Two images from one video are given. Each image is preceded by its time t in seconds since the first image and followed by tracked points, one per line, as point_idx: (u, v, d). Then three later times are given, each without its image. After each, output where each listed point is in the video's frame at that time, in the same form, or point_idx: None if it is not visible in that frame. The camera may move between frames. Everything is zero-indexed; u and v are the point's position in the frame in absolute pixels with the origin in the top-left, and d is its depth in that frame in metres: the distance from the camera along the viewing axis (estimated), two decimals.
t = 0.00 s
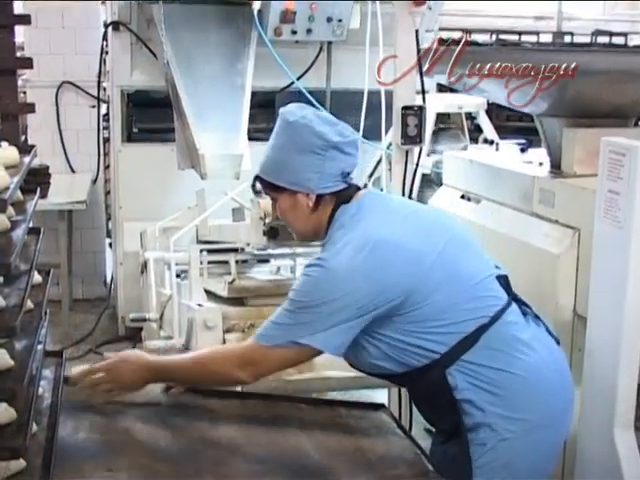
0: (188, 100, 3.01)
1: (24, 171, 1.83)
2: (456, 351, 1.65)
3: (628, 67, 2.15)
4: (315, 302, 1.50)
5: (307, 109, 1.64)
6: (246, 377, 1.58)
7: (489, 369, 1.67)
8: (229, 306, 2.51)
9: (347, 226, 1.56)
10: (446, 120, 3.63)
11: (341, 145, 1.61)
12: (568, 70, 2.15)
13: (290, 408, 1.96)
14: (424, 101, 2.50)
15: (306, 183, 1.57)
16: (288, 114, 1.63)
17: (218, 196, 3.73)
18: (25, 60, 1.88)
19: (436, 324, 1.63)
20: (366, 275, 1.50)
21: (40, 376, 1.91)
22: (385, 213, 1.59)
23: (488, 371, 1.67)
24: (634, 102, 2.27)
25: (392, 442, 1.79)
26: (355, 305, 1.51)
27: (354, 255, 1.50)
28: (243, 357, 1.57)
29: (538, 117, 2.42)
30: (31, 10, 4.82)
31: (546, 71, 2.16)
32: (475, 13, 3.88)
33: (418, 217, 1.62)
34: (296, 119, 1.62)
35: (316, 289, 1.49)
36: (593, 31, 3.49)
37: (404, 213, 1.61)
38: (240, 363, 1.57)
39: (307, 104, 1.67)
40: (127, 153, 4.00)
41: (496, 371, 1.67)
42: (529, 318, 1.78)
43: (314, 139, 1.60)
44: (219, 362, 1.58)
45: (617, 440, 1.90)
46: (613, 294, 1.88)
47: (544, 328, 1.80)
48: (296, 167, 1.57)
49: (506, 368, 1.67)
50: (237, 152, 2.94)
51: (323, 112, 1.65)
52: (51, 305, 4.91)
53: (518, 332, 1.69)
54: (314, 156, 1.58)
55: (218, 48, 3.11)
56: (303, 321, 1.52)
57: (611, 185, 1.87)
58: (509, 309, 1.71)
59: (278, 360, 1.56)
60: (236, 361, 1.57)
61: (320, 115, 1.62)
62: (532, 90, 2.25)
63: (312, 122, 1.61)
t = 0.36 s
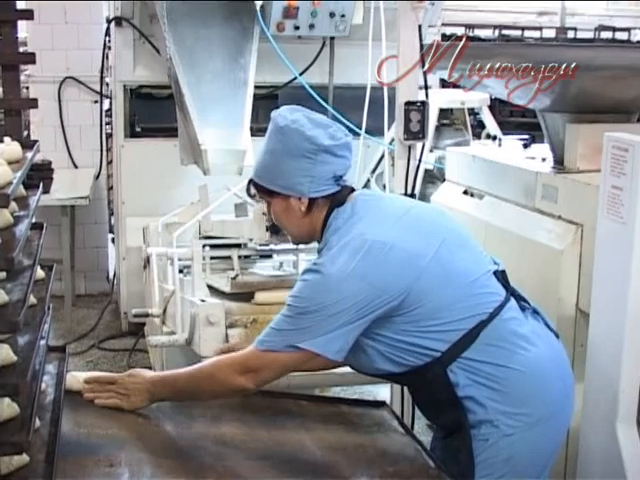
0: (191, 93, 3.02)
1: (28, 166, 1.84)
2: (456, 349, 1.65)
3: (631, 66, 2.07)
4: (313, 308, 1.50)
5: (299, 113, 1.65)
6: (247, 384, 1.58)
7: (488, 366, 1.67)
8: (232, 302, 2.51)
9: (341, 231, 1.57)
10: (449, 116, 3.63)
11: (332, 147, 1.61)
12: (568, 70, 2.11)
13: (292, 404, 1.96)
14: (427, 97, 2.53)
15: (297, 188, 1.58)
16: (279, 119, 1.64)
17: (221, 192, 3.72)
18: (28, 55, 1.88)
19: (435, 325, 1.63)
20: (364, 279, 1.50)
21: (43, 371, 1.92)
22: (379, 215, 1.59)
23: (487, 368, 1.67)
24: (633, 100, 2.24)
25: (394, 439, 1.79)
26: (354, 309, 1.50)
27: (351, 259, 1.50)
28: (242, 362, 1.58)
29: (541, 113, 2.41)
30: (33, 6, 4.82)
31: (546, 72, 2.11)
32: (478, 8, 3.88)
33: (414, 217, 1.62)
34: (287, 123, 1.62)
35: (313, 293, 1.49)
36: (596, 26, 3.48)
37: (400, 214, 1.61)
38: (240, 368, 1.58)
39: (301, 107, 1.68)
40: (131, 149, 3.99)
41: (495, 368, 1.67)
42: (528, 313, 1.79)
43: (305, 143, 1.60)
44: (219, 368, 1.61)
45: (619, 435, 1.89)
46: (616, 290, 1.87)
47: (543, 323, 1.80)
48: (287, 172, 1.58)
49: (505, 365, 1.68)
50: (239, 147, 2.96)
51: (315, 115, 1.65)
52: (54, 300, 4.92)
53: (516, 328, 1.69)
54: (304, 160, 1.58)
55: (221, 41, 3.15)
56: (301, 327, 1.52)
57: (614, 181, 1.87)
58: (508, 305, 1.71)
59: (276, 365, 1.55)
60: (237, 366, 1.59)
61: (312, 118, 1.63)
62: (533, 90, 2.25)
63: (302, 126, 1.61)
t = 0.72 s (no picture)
0: (194, 89, 3.01)
1: (31, 163, 1.84)
2: (462, 346, 1.65)
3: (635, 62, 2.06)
4: (320, 307, 1.49)
5: (283, 116, 1.64)
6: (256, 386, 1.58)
7: (493, 363, 1.67)
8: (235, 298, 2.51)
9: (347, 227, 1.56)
10: (452, 113, 3.62)
11: (316, 151, 1.60)
12: (568, 70, 2.11)
13: (295, 401, 1.96)
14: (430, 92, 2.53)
15: (287, 195, 1.59)
16: (264, 127, 1.64)
17: (224, 188, 3.72)
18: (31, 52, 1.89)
19: (440, 322, 1.63)
20: (370, 277, 1.50)
21: (46, 367, 1.92)
22: (384, 212, 1.59)
23: (493, 365, 1.67)
24: None
25: (396, 435, 1.79)
26: (361, 307, 1.50)
27: (357, 256, 1.50)
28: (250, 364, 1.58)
29: (544, 109, 2.40)
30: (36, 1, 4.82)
31: (547, 72, 2.12)
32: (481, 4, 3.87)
33: (419, 213, 1.62)
34: (270, 131, 1.63)
35: (321, 292, 1.49)
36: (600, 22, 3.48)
37: (405, 210, 1.61)
38: (248, 370, 1.57)
39: (287, 108, 1.67)
40: (134, 145, 3.99)
41: (500, 365, 1.67)
42: (532, 310, 1.79)
43: (287, 150, 1.60)
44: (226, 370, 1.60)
45: (622, 430, 1.88)
46: (620, 286, 1.87)
47: (547, 320, 1.80)
48: (275, 182, 1.60)
49: (510, 362, 1.68)
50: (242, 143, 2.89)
51: (299, 117, 1.64)
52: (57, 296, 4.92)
53: (521, 325, 1.70)
54: (288, 169, 1.59)
55: (223, 38, 3.17)
56: (308, 326, 1.51)
57: (617, 177, 1.87)
58: (512, 302, 1.71)
59: (284, 367, 1.55)
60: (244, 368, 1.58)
61: (294, 122, 1.62)
62: (533, 88, 2.27)
63: (283, 134, 1.61)
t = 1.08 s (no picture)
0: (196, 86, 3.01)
1: (35, 159, 1.85)
2: (469, 342, 1.65)
3: None
4: (327, 300, 1.49)
5: (283, 113, 1.64)
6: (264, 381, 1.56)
7: (499, 360, 1.67)
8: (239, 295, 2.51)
9: (356, 220, 1.56)
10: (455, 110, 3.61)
11: (315, 147, 1.60)
12: (568, 70, 2.12)
13: (298, 398, 1.96)
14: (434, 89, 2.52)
15: (293, 192, 1.61)
16: (267, 124, 1.65)
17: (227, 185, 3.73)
18: (35, 49, 1.89)
19: (448, 317, 1.63)
20: (378, 270, 1.50)
21: (50, 363, 1.93)
22: (395, 205, 1.59)
23: (499, 362, 1.67)
24: None
25: (399, 432, 1.79)
26: (368, 300, 1.50)
27: (365, 249, 1.50)
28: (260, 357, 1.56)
29: (548, 106, 2.40)
30: None
31: (546, 71, 2.14)
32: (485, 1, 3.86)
33: (429, 208, 1.62)
34: (271, 129, 1.64)
35: (328, 283, 1.49)
36: (603, 19, 3.47)
37: (415, 204, 1.61)
38: (258, 363, 1.56)
39: (292, 102, 1.67)
40: (137, 142, 4.00)
41: (506, 362, 1.67)
42: (540, 309, 1.78)
43: (288, 147, 1.61)
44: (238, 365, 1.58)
45: (626, 429, 1.88)
46: (623, 284, 1.87)
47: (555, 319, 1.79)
48: (281, 179, 1.62)
49: (516, 359, 1.68)
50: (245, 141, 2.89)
51: (300, 113, 1.64)
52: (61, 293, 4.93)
53: (528, 324, 1.69)
54: (290, 167, 1.60)
55: (226, 34, 3.17)
56: (316, 319, 1.51)
57: (621, 174, 1.87)
58: (520, 299, 1.71)
59: (295, 360, 1.54)
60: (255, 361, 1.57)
61: (294, 119, 1.62)
62: (533, 88, 2.29)
63: (283, 132, 1.62)
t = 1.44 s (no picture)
0: (198, 81, 3.01)
1: (38, 157, 1.85)
2: (475, 338, 1.65)
3: None
4: (339, 292, 1.48)
5: (296, 103, 1.64)
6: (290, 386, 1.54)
7: (506, 357, 1.67)
8: (241, 293, 2.51)
9: (365, 212, 1.55)
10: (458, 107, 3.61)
11: (327, 137, 1.59)
12: (568, 70, 2.13)
13: (300, 395, 1.96)
14: (436, 87, 2.52)
15: (303, 180, 1.60)
16: (280, 112, 1.65)
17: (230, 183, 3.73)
18: (38, 47, 1.90)
19: (456, 311, 1.62)
20: (388, 261, 1.49)
21: (53, 361, 1.93)
22: (404, 198, 1.58)
23: (505, 359, 1.67)
24: None
25: (402, 430, 1.79)
26: (379, 293, 1.49)
27: (375, 240, 1.49)
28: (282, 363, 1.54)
29: (552, 104, 2.39)
30: None
31: (547, 71, 2.14)
32: None
33: (438, 202, 1.61)
34: (284, 117, 1.63)
35: (340, 276, 1.48)
36: (606, 16, 3.46)
37: (424, 198, 1.60)
38: (281, 368, 1.53)
39: (304, 92, 1.66)
40: (139, 140, 3.99)
41: (512, 359, 1.67)
42: (546, 308, 1.78)
43: (300, 136, 1.60)
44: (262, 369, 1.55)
45: (628, 426, 1.88)
46: (627, 282, 1.86)
47: (560, 318, 1.79)
48: (292, 167, 1.61)
49: (522, 356, 1.68)
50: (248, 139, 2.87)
51: (313, 102, 1.64)
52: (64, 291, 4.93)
53: (534, 321, 1.69)
54: (301, 155, 1.59)
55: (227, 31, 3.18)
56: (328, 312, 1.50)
57: (624, 172, 1.87)
58: (527, 297, 1.71)
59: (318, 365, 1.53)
60: (277, 367, 1.54)
61: (306, 109, 1.62)
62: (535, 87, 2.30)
63: (295, 120, 1.61)
